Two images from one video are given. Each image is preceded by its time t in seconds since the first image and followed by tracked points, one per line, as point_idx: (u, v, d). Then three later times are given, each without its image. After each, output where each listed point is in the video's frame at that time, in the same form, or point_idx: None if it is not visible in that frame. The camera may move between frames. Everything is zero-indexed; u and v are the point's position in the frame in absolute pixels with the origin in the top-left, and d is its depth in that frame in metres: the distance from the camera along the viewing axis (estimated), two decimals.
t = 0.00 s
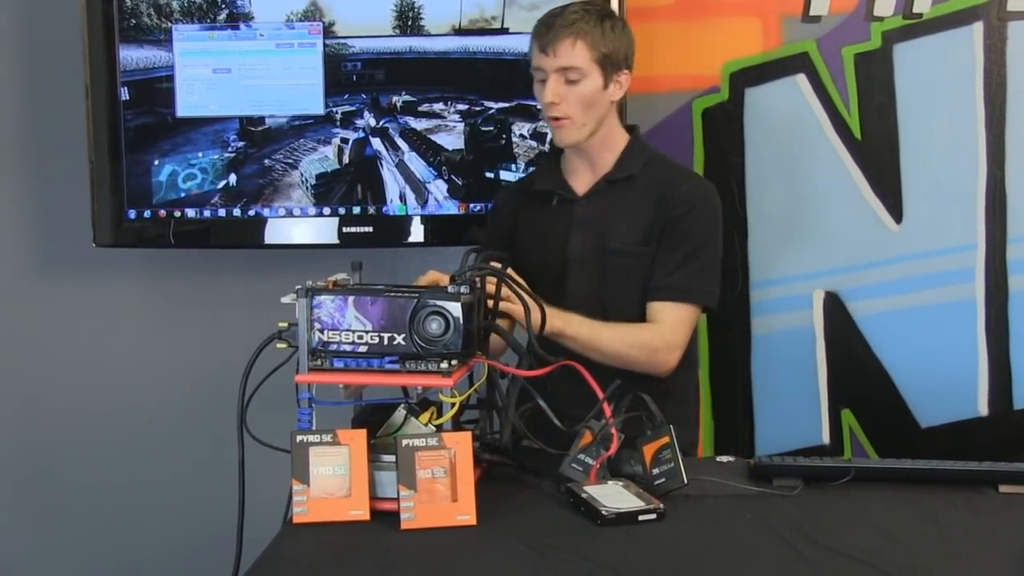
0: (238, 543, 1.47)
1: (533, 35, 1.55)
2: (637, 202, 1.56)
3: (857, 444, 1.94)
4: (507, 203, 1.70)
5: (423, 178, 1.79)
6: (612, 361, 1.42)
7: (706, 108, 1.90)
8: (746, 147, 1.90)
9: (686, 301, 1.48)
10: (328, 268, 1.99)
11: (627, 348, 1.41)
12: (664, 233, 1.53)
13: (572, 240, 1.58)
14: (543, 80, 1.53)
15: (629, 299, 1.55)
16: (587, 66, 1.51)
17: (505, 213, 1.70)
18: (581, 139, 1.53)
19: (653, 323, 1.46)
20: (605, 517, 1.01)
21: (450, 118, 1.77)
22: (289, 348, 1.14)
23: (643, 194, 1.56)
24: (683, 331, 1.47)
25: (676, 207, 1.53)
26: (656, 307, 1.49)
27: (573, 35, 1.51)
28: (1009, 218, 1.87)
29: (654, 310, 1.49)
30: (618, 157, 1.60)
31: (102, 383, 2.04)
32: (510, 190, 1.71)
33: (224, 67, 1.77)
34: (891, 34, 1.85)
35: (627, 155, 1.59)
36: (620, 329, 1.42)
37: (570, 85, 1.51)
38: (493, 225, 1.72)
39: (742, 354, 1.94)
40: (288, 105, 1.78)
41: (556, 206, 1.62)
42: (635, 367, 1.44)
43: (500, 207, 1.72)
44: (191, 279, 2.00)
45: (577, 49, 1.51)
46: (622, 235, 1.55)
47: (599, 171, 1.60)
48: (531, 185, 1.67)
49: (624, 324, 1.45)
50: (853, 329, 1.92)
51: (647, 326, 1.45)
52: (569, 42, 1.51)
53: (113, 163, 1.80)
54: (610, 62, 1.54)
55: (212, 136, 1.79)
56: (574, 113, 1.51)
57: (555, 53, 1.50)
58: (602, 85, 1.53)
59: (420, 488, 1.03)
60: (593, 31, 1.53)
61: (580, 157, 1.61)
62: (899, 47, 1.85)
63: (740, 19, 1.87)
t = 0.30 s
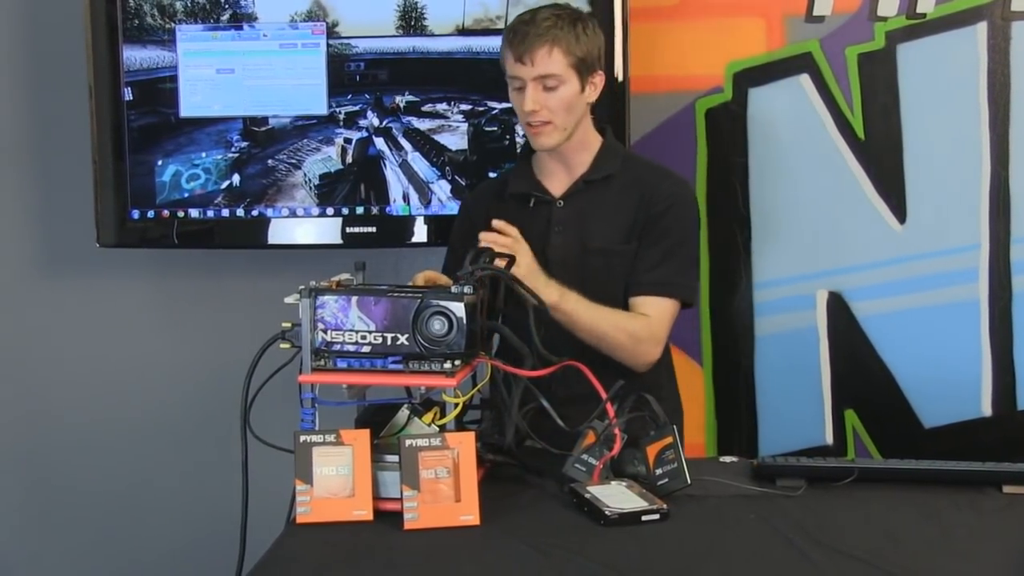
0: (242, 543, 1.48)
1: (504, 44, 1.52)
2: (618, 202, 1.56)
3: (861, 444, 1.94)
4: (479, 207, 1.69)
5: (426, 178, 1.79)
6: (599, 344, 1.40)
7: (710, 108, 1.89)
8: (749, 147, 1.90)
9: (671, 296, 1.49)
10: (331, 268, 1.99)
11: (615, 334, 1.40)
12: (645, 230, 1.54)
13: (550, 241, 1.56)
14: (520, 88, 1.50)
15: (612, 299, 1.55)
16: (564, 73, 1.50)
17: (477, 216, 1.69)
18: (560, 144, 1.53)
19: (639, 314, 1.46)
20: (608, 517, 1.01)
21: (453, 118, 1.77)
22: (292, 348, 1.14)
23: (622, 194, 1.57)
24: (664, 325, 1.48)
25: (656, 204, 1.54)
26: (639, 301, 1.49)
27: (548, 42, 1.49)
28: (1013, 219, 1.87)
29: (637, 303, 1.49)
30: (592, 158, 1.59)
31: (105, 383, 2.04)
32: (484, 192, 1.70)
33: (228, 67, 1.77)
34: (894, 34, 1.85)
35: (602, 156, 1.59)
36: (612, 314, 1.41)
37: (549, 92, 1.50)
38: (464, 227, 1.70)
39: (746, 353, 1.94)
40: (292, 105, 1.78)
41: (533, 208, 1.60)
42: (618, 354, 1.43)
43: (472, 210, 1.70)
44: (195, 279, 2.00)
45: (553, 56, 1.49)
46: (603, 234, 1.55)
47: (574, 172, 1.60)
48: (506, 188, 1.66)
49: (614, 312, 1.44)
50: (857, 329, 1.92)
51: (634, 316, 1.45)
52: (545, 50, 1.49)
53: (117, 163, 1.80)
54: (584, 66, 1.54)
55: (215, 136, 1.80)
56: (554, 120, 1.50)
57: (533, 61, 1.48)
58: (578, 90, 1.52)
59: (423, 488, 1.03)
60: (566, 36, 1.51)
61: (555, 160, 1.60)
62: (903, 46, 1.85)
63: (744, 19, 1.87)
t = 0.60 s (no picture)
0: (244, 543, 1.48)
1: (505, 37, 1.52)
2: (617, 203, 1.56)
3: (863, 444, 1.94)
4: (483, 210, 1.69)
5: (429, 183, 1.79)
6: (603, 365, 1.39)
7: (713, 108, 1.89)
8: (751, 147, 1.90)
9: (669, 301, 1.48)
10: (334, 268, 1.99)
11: (616, 353, 1.39)
12: (643, 233, 1.53)
13: (548, 243, 1.57)
14: (523, 81, 1.50)
15: (612, 302, 1.55)
16: (566, 64, 1.50)
17: (480, 219, 1.69)
18: (563, 138, 1.52)
19: (640, 325, 1.46)
20: (611, 518, 1.01)
21: (456, 119, 1.77)
22: (295, 348, 1.14)
23: (621, 195, 1.56)
24: (670, 332, 1.47)
25: (654, 206, 1.53)
26: (641, 310, 1.48)
27: (550, 34, 1.49)
28: (1016, 219, 1.87)
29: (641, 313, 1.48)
30: (592, 158, 1.59)
31: (108, 383, 2.04)
32: (487, 195, 1.70)
33: (230, 68, 1.77)
34: (897, 34, 1.85)
35: (602, 156, 1.58)
36: (609, 333, 1.40)
37: (551, 84, 1.50)
38: (469, 229, 1.71)
39: (748, 352, 1.94)
40: (294, 105, 1.78)
41: (533, 210, 1.60)
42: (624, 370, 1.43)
43: (478, 212, 1.70)
44: (197, 279, 2.00)
45: (556, 47, 1.49)
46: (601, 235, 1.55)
47: (574, 172, 1.60)
48: (508, 190, 1.66)
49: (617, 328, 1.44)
50: (859, 329, 1.92)
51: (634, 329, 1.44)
52: (547, 42, 1.49)
53: (119, 163, 1.81)
54: (585, 59, 1.54)
55: (218, 137, 1.80)
56: (557, 113, 1.50)
57: (536, 53, 1.48)
58: (580, 83, 1.52)
59: (426, 488, 1.03)
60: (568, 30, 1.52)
61: (556, 160, 1.60)
62: (906, 46, 1.85)
63: (747, 19, 1.87)
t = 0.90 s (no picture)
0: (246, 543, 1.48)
1: (509, 32, 1.52)
2: (616, 202, 1.56)
3: (864, 444, 1.94)
4: (485, 211, 1.70)
5: (430, 185, 1.79)
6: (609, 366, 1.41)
7: (713, 108, 1.89)
8: (753, 147, 1.90)
9: (672, 300, 1.47)
10: (335, 268, 1.99)
11: (621, 352, 1.41)
12: (642, 232, 1.53)
13: (549, 244, 1.57)
14: (531, 73, 1.51)
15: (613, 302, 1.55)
16: (573, 56, 1.52)
17: (482, 219, 1.70)
18: (573, 131, 1.53)
19: (643, 325, 1.46)
20: (612, 518, 1.01)
21: (457, 119, 1.77)
22: (296, 348, 1.14)
23: (620, 194, 1.56)
24: (673, 330, 1.48)
25: (653, 205, 1.52)
26: (644, 309, 1.49)
27: (557, 27, 1.51)
28: (1017, 219, 1.87)
29: (644, 311, 1.49)
30: (592, 157, 1.59)
31: (108, 383, 2.04)
32: (490, 196, 1.71)
33: (231, 68, 1.77)
34: (898, 34, 1.85)
35: (601, 155, 1.58)
36: (612, 334, 1.41)
37: (560, 76, 1.51)
38: (472, 230, 1.71)
39: (749, 352, 1.94)
40: (295, 105, 1.78)
41: (534, 212, 1.60)
42: (630, 369, 1.44)
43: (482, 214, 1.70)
44: (198, 279, 2.00)
45: (563, 39, 1.51)
46: (604, 235, 1.55)
47: (575, 172, 1.60)
48: (509, 192, 1.66)
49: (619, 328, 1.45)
50: (860, 329, 1.91)
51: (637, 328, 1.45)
52: (554, 34, 1.51)
53: (120, 163, 1.81)
54: (587, 54, 1.56)
55: (219, 137, 1.80)
56: (568, 104, 1.51)
57: (544, 44, 1.50)
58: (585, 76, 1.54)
59: (427, 488, 1.03)
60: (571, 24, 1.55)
61: (559, 160, 1.60)
62: (907, 46, 1.85)
63: (748, 20, 1.87)
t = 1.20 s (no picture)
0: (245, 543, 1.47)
1: (514, 33, 1.51)
2: (624, 201, 1.56)
3: (863, 444, 1.94)
4: (485, 211, 1.69)
5: (430, 187, 1.79)
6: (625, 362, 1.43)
7: (713, 108, 1.89)
8: (752, 147, 1.90)
9: (686, 295, 1.49)
10: (334, 268, 1.99)
11: (636, 349, 1.42)
12: (653, 229, 1.54)
13: (556, 243, 1.57)
14: (536, 75, 1.50)
15: (619, 301, 1.55)
16: (578, 58, 1.52)
17: (482, 220, 1.69)
18: (578, 133, 1.54)
19: (655, 321, 1.47)
20: (611, 517, 1.01)
21: (456, 118, 1.77)
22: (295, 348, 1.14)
23: (628, 193, 1.57)
24: (686, 326, 1.49)
25: (662, 202, 1.53)
26: (657, 305, 1.49)
27: (562, 29, 1.50)
28: (1016, 218, 1.87)
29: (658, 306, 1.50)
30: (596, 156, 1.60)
31: (107, 383, 2.04)
32: (489, 197, 1.70)
33: (230, 67, 1.77)
34: (897, 34, 1.85)
35: (605, 154, 1.59)
36: (626, 330, 1.43)
37: (565, 78, 1.51)
38: (470, 230, 1.70)
39: (749, 352, 1.94)
40: (294, 105, 1.78)
41: (538, 213, 1.60)
42: (647, 364, 1.46)
43: (482, 214, 1.69)
44: (197, 279, 2.00)
45: (568, 41, 1.50)
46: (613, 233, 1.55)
47: (579, 171, 1.61)
48: (511, 193, 1.66)
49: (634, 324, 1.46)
50: (860, 329, 1.92)
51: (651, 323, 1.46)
52: (560, 36, 1.50)
53: (119, 163, 1.81)
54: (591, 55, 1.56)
55: (217, 136, 1.80)
56: (573, 106, 1.52)
57: (550, 47, 1.49)
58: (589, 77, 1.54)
59: (426, 488, 1.03)
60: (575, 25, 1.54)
61: (562, 160, 1.60)
62: (906, 46, 1.85)
63: (747, 20, 1.87)
